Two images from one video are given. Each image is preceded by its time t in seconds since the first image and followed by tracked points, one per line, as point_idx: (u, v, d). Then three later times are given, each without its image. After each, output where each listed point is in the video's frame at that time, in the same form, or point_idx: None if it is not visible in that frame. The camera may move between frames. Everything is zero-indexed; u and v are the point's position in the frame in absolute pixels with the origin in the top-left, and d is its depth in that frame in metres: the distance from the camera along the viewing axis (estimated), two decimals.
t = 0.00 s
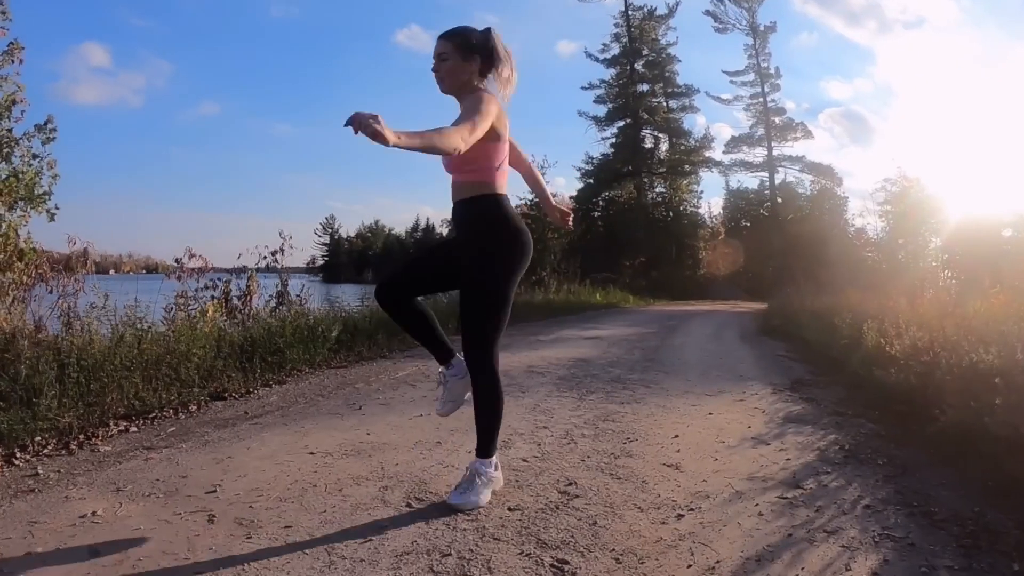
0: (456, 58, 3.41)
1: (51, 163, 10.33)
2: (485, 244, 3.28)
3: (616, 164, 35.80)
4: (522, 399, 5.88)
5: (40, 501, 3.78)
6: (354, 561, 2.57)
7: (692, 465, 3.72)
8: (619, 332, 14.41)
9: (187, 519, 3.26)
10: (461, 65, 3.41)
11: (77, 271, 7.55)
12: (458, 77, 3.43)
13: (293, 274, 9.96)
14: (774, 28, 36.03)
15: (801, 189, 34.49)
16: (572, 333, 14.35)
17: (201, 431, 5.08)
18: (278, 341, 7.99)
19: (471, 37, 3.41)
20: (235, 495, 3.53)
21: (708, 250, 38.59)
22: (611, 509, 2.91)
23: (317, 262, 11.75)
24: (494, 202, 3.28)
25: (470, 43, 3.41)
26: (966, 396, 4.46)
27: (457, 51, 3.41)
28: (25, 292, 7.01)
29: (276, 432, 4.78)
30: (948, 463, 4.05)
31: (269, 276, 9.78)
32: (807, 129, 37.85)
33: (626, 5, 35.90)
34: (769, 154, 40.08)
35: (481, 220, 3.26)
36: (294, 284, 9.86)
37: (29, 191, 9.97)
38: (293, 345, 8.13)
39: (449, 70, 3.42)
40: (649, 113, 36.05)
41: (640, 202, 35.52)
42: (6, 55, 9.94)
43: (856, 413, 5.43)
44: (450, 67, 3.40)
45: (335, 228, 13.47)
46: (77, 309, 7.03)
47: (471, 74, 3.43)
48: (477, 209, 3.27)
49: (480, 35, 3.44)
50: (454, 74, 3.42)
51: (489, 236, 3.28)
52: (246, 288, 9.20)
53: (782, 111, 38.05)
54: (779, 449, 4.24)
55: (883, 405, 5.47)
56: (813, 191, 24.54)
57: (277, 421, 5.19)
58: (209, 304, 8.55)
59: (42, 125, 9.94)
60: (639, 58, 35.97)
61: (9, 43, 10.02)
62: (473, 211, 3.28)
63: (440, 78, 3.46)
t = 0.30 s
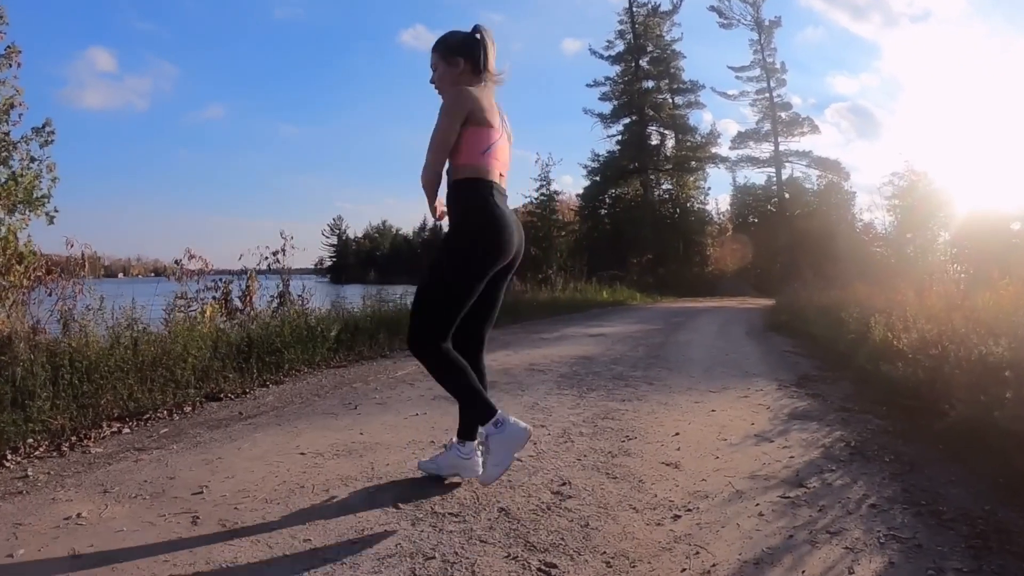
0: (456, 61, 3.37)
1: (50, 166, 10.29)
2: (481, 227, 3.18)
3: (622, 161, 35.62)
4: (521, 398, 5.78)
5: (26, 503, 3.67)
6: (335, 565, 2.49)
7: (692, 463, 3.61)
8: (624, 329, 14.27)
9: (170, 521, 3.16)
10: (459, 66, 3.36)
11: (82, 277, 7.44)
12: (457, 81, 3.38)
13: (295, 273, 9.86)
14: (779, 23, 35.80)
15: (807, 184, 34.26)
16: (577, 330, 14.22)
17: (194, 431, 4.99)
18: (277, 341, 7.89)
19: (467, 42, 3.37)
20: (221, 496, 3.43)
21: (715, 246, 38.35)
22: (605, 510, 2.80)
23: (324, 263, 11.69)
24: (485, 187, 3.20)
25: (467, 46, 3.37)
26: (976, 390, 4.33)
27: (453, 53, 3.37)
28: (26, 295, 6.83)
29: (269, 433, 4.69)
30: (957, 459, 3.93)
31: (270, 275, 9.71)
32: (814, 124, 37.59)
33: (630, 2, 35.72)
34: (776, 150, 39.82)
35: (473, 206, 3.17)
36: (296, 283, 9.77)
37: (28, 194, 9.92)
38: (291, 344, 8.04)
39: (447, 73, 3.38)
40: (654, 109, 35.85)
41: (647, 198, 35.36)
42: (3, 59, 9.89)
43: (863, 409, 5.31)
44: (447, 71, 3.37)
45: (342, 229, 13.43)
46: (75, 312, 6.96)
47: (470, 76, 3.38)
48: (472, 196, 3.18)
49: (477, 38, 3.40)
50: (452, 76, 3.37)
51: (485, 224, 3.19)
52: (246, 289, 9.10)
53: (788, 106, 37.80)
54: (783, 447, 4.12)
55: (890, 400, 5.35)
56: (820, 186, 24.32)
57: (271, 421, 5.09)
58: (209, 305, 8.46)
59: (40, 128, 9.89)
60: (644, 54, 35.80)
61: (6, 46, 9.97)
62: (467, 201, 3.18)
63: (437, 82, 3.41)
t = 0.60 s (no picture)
0: (449, 63, 3.32)
1: (50, 169, 10.27)
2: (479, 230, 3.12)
3: (626, 160, 35.51)
4: (522, 398, 5.72)
5: (19, 505, 3.62)
6: (324, 567, 2.44)
7: (693, 463, 3.55)
8: (628, 328, 14.20)
9: (163, 522, 3.09)
10: (452, 69, 3.32)
11: (85, 282, 7.41)
12: (451, 83, 3.34)
13: (297, 273, 9.83)
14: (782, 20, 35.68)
15: (812, 182, 34.13)
16: (581, 330, 14.16)
17: (190, 433, 4.95)
18: (277, 342, 7.84)
19: (461, 43, 3.32)
20: (214, 498, 3.38)
21: (720, 245, 38.24)
22: (602, 511, 2.74)
23: (330, 265, 11.67)
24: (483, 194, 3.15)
25: (461, 48, 3.32)
26: (982, 388, 4.26)
27: (447, 56, 3.32)
28: (26, 298, 6.90)
29: (266, 434, 4.65)
30: (964, 458, 3.86)
31: (271, 276, 9.67)
32: (818, 122, 37.45)
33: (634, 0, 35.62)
34: (780, 148, 39.70)
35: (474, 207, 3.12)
36: (298, 284, 9.74)
37: (28, 198, 9.91)
38: (291, 345, 7.99)
39: (442, 76, 3.34)
40: (658, 108, 35.75)
41: (651, 197, 35.27)
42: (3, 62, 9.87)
43: (868, 407, 5.23)
44: (441, 74, 3.33)
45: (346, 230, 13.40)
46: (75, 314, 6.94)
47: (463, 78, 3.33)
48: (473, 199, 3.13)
49: (472, 39, 3.34)
50: (447, 80, 3.33)
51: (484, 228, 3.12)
52: (247, 290, 9.05)
53: (792, 104, 37.67)
54: (786, 445, 4.05)
55: (895, 398, 5.28)
56: (825, 184, 24.21)
57: (268, 423, 5.04)
58: (209, 307, 8.42)
59: (40, 132, 9.89)
60: (647, 53, 35.69)
61: (5, 50, 9.95)
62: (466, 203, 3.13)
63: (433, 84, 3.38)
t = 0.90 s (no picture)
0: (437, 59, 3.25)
1: (53, 174, 10.27)
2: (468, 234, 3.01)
3: (631, 162, 35.41)
4: (525, 399, 5.66)
5: (15, 509, 3.58)
6: (319, 573, 2.38)
7: (698, 465, 3.48)
8: (634, 329, 14.13)
9: (157, 527, 3.04)
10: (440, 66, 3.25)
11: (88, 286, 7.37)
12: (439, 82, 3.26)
13: (301, 277, 9.79)
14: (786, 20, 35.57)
15: (818, 181, 33.97)
16: (586, 331, 14.09)
17: (190, 437, 4.90)
18: (279, 345, 7.80)
19: (450, 39, 3.26)
20: (211, 502, 3.33)
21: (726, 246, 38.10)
22: (605, 514, 2.67)
23: (335, 268, 11.63)
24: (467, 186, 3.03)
25: (449, 45, 3.26)
26: (993, 386, 4.18)
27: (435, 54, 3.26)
28: (28, 304, 6.72)
29: (266, 437, 4.60)
30: (975, 457, 3.78)
31: (274, 280, 9.63)
32: (824, 121, 37.29)
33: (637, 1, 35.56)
34: (786, 147, 39.55)
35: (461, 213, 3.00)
36: (301, 287, 9.70)
37: (31, 203, 9.91)
38: (294, 349, 7.95)
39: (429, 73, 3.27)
40: (663, 109, 35.66)
41: (656, 198, 35.19)
42: (5, 69, 9.88)
43: (877, 406, 5.15)
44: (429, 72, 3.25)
45: (350, 233, 13.36)
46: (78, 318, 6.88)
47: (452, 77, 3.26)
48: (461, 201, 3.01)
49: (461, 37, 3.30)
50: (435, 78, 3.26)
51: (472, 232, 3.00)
52: (250, 293, 9.02)
53: (797, 103, 37.53)
54: (793, 446, 3.98)
55: (903, 397, 5.20)
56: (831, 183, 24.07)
57: (269, 426, 5.00)
58: (212, 311, 8.39)
59: (41, 137, 9.89)
60: (651, 54, 35.58)
61: (7, 57, 9.96)
62: (450, 208, 3.01)
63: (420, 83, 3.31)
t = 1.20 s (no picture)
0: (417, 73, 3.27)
1: (56, 178, 10.27)
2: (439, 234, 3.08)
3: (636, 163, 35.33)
4: (529, 402, 5.62)
5: (13, 514, 3.54)
6: None
7: (704, 468, 3.43)
8: (639, 331, 14.07)
9: (155, 532, 3.01)
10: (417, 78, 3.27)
11: (90, 290, 7.36)
12: (416, 98, 3.30)
13: (305, 280, 9.77)
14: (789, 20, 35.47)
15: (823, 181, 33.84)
16: (591, 333, 14.04)
17: (191, 440, 4.88)
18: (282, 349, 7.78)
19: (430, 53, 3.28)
20: (210, 507, 3.30)
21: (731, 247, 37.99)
22: (609, 518, 2.62)
23: (339, 272, 11.60)
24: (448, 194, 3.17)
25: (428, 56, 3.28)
26: (1002, 386, 4.12)
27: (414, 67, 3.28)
28: (33, 310, 6.77)
29: (267, 441, 4.57)
30: (985, 457, 3.72)
31: (278, 283, 9.63)
32: (828, 121, 37.16)
33: (640, 3, 35.50)
34: (790, 148, 39.43)
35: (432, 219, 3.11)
36: (305, 290, 9.69)
37: (34, 207, 9.92)
38: (297, 352, 7.93)
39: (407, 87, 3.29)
40: (667, 111, 35.60)
41: (660, 199, 35.11)
42: (7, 74, 9.89)
43: (884, 406, 5.10)
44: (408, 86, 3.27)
45: (355, 237, 13.35)
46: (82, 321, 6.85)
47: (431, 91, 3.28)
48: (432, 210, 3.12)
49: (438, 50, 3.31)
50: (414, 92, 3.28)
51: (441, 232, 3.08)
52: (253, 297, 9.00)
53: (801, 104, 37.41)
54: (800, 448, 3.93)
55: (911, 397, 5.15)
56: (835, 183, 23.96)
57: (271, 429, 4.97)
58: (215, 314, 8.37)
59: (44, 141, 9.89)
60: (655, 55, 35.49)
61: (10, 61, 9.96)
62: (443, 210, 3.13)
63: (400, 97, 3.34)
